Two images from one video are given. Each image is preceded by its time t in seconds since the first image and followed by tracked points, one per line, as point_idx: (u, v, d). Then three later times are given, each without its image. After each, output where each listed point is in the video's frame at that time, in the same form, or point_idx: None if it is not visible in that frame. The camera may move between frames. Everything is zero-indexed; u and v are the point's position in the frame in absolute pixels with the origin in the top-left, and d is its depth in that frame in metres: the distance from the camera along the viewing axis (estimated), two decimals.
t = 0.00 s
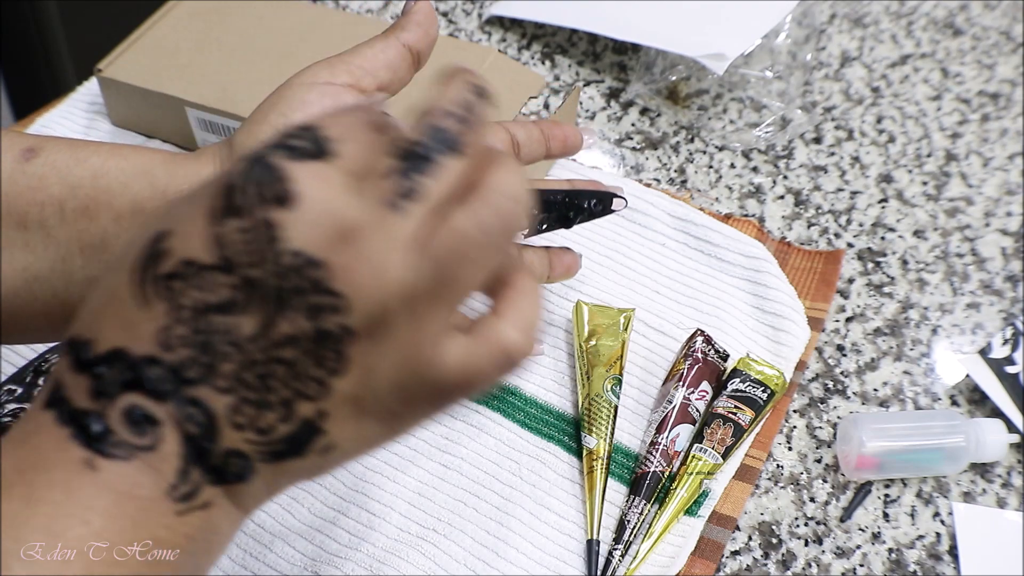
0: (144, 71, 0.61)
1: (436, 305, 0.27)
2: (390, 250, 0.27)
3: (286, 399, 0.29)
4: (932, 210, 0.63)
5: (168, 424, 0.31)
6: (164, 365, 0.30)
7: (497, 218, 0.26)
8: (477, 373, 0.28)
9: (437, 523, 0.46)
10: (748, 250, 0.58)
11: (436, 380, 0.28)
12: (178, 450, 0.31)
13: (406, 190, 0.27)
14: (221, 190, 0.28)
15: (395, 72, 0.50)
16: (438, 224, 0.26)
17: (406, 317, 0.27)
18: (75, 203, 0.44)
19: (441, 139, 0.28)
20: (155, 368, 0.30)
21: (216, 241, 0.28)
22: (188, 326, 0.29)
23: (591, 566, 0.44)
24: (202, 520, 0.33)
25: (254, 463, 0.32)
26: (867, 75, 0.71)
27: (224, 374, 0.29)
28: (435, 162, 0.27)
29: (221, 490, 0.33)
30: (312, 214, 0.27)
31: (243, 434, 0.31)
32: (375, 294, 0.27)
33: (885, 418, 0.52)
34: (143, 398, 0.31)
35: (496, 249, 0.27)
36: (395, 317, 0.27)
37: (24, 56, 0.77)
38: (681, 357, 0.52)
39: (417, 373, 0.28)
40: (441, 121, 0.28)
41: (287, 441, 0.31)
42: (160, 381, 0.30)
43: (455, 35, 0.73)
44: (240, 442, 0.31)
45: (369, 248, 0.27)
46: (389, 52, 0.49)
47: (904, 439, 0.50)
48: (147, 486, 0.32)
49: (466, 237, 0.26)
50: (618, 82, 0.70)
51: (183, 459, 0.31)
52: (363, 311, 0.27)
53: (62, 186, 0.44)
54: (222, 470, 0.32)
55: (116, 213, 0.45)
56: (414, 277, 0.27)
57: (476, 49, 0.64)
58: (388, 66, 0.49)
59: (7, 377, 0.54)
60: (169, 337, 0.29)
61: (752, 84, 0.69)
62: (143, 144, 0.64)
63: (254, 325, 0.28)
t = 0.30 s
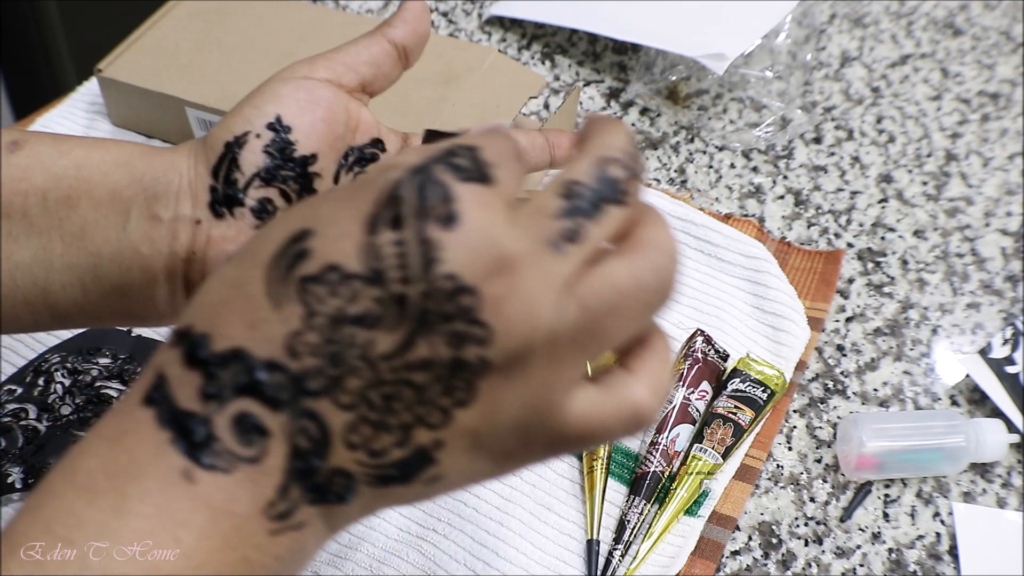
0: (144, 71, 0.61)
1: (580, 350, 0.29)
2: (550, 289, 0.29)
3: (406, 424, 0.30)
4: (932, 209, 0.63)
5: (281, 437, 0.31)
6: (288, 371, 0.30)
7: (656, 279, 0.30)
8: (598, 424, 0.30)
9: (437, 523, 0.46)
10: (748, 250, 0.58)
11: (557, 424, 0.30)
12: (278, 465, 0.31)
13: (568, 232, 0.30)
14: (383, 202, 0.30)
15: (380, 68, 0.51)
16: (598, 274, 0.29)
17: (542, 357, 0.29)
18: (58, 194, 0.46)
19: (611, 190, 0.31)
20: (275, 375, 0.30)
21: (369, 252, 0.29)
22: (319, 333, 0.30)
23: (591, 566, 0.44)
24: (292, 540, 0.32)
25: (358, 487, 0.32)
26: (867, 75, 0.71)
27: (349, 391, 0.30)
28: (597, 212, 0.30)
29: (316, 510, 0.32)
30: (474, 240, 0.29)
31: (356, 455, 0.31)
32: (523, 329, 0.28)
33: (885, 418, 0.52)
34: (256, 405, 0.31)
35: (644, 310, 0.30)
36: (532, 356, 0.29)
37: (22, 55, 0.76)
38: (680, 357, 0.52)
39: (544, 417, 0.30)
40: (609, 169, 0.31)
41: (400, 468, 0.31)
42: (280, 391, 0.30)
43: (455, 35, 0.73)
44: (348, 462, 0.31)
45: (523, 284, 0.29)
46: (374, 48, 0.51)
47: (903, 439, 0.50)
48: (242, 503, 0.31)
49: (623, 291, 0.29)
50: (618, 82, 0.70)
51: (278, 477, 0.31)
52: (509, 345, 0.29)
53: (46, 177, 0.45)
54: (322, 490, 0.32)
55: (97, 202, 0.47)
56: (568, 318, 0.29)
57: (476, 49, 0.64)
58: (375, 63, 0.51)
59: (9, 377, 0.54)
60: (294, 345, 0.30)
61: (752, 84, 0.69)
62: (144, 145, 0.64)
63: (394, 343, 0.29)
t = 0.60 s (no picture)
0: (145, 71, 0.61)
1: (661, 379, 0.30)
2: (635, 315, 0.30)
3: (473, 448, 0.31)
4: (932, 210, 0.63)
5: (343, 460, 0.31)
6: (352, 389, 0.31)
7: (743, 314, 0.31)
8: (672, 455, 0.31)
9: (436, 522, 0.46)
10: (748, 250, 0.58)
11: (629, 452, 0.31)
12: (331, 488, 0.32)
13: (659, 253, 0.30)
14: (471, 211, 0.30)
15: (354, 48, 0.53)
16: (684, 301, 0.30)
17: (620, 383, 0.30)
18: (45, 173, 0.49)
19: (706, 213, 0.32)
20: (337, 391, 0.31)
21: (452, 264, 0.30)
22: (388, 348, 0.30)
23: (591, 566, 0.45)
24: (342, 569, 0.33)
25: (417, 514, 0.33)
26: (867, 75, 0.71)
27: (415, 411, 0.31)
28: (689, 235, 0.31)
29: (367, 540, 0.33)
30: (555, 257, 0.29)
31: (417, 478, 0.32)
32: (607, 352, 0.29)
33: (886, 418, 0.52)
34: (315, 423, 0.31)
35: (728, 345, 0.31)
36: (611, 383, 0.30)
37: (22, 54, 0.76)
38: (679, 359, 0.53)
39: (618, 445, 0.31)
40: (706, 191, 0.32)
41: (461, 494, 0.32)
42: (341, 408, 0.31)
43: (455, 35, 0.73)
44: (409, 487, 0.32)
45: (609, 309, 0.29)
46: (346, 30, 0.53)
47: (904, 439, 0.50)
48: (292, 528, 0.31)
49: (712, 324, 0.30)
50: (618, 82, 0.70)
51: (332, 502, 0.32)
52: (590, 368, 0.30)
53: (33, 158, 0.49)
54: (378, 517, 0.32)
55: (79, 181, 0.50)
56: (651, 346, 0.30)
57: (476, 49, 0.64)
58: (349, 43, 0.53)
59: (9, 377, 0.54)
60: (360, 360, 0.30)
61: (752, 84, 0.69)
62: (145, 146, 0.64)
63: (467, 361, 0.30)
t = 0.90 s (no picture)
0: (145, 71, 0.61)
1: (703, 379, 0.30)
2: (675, 313, 0.29)
3: (502, 453, 0.31)
4: (932, 209, 0.63)
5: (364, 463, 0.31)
6: (370, 389, 0.31)
7: (794, 311, 0.30)
8: (717, 460, 0.31)
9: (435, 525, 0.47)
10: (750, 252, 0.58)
11: (670, 456, 0.30)
12: (350, 494, 0.32)
13: (701, 247, 0.30)
14: (497, 199, 0.30)
15: (344, 35, 0.54)
16: (728, 296, 0.30)
17: (660, 382, 0.30)
18: (41, 160, 0.51)
19: (752, 201, 0.31)
20: (354, 391, 0.31)
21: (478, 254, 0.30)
22: (409, 344, 0.30)
23: (591, 566, 0.45)
24: None
25: (440, 521, 0.32)
26: (867, 75, 0.71)
27: (438, 411, 0.30)
28: (733, 226, 0.30)
29: (388, 549, 0.33)
30: (589, 248, 0.29)
31: (441, 485, 0.32)
32: (644, 350, 0.29)
33: (885, 418, 0.52)
34: (329, 426, 0.31)
35: (777, 343, 0.30)
36: (650, 382, 0.30)
37: (22, 55, 0.76)
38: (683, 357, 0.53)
39: (658, 447, 0.30)
40: (752, 180, 0.31)
41: (489, 502, 0.32)
42: (358, 408, 0.31)
43: (455, 35, 0.73)
44: (433, 495, 0.32)
45: (647, 306, 0.29)
46: (337, 18, 0.54)
47: (903, 439, 0.50)
48: (306, 536, 0.31)
49: (759, 321, 0.29)
50: (618, 82, 0.70)
51: (352, 507, 0.32)
52: (625, 368, 0.29)
53: (31, 147, 0.51)
54: (399, 525, 0.32)
55: (76, 170, 0.52)
56: (693, 344, 0.29)
57: (476, 49, 0.64)
58: (340, 30, 0.54)
59: (8, 377, 0.53)
60: (379, 359, 0.30)
61: (752, 84, 0.69)
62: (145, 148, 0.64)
63: (495, 358, 0.30)
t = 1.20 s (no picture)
0: (146, 70, 0.61)
1: (743, 318, 0.29)
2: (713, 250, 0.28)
3: (521, 413, 0.30)
4: (931, 210, 0.64)
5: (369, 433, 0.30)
6: (370, 347, 0.30)
7: (836, 242, 0.29)
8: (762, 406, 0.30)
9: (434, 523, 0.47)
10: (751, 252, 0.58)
11: (711, 406, 0.30)
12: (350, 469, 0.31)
13: (737, 177, 0.28)
14: (503, 130, 0.28)
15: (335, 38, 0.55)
16: (767, 230, 0.29)
17: (699, 327, 0.29)
18: (49, 155, 0.53)
19: (788, 125, 0.30)
20: (351, 351, 0.30)
21: (483, 192, 0.28)
22: (410, 296, 0.29)
23: (591, 566, 0.46)
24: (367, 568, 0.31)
25: (456, 496, 0.31)
26: (867, 76, 0.71)
27: (448, 367, 0.29)
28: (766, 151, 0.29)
29: (398, 529, 0.32)
30: (614, 177, 0.27)
31: (455, 452, 0.30)
32: (680, 289, 0.28)
33: (884, 418, 0.52)
34: (327, 391, 0.30)
35: (819, 276, 0.29)
36: (688, 327, 0.28)
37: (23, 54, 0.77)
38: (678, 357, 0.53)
39: (697, 397, 0.29)
40: (786, 100, 0.30)
41: (511, 469, 0.31)
42: (357, 370, 0.30)
43: (456, 36, 0.73)
44: (446, 462, 0.31)
45: (683, 244, 0.28)
46: (330, 25, 0.55)
47: (902, 438, 0.51)
48: (308, 528, 0.30)
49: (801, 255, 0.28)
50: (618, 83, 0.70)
51: (356, 478, 0.31)
52: (660, 309, 0.28)
53: (41, 142, 0.53)
54: (410, 500, 0.31)
55: (80, 164, 0.54)
56: (733, 281, 0.28)
57: (477, 52, 0.64)
58: (330, 34, 0.55)
59: (10, 376, 0.54)
60: (379, 313, 0.29)
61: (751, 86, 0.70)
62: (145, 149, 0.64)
63: (507, 308, 0.28)
